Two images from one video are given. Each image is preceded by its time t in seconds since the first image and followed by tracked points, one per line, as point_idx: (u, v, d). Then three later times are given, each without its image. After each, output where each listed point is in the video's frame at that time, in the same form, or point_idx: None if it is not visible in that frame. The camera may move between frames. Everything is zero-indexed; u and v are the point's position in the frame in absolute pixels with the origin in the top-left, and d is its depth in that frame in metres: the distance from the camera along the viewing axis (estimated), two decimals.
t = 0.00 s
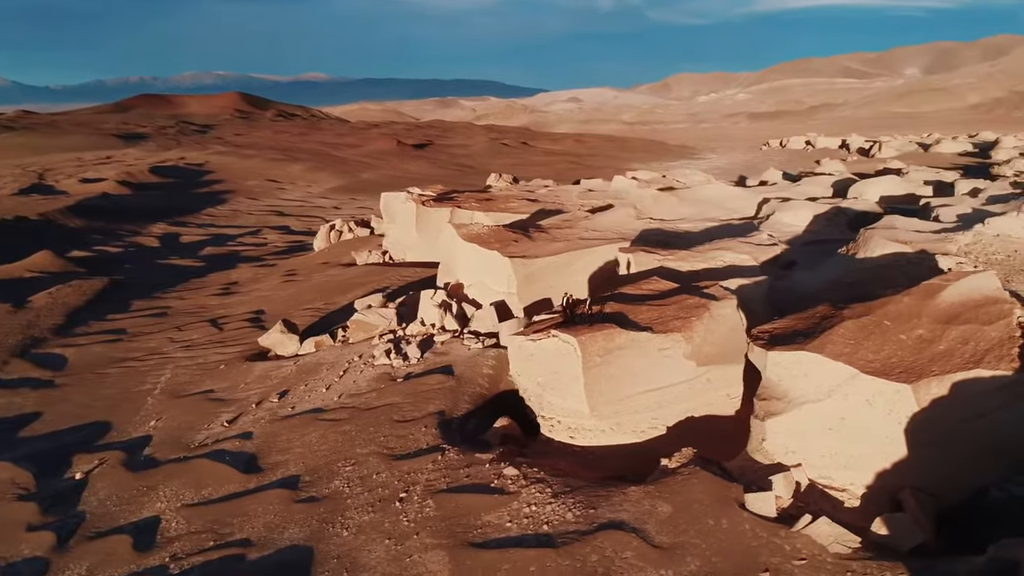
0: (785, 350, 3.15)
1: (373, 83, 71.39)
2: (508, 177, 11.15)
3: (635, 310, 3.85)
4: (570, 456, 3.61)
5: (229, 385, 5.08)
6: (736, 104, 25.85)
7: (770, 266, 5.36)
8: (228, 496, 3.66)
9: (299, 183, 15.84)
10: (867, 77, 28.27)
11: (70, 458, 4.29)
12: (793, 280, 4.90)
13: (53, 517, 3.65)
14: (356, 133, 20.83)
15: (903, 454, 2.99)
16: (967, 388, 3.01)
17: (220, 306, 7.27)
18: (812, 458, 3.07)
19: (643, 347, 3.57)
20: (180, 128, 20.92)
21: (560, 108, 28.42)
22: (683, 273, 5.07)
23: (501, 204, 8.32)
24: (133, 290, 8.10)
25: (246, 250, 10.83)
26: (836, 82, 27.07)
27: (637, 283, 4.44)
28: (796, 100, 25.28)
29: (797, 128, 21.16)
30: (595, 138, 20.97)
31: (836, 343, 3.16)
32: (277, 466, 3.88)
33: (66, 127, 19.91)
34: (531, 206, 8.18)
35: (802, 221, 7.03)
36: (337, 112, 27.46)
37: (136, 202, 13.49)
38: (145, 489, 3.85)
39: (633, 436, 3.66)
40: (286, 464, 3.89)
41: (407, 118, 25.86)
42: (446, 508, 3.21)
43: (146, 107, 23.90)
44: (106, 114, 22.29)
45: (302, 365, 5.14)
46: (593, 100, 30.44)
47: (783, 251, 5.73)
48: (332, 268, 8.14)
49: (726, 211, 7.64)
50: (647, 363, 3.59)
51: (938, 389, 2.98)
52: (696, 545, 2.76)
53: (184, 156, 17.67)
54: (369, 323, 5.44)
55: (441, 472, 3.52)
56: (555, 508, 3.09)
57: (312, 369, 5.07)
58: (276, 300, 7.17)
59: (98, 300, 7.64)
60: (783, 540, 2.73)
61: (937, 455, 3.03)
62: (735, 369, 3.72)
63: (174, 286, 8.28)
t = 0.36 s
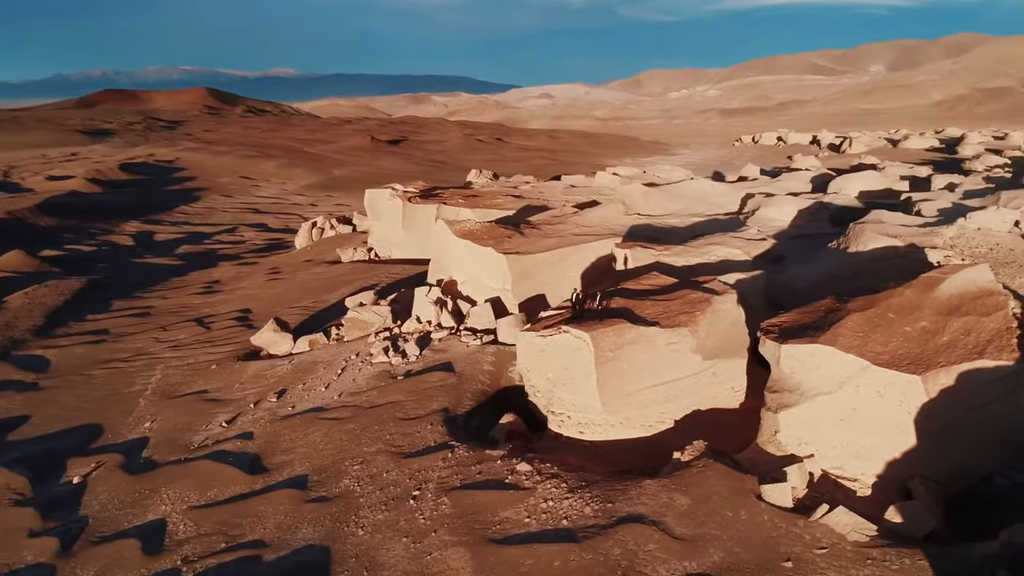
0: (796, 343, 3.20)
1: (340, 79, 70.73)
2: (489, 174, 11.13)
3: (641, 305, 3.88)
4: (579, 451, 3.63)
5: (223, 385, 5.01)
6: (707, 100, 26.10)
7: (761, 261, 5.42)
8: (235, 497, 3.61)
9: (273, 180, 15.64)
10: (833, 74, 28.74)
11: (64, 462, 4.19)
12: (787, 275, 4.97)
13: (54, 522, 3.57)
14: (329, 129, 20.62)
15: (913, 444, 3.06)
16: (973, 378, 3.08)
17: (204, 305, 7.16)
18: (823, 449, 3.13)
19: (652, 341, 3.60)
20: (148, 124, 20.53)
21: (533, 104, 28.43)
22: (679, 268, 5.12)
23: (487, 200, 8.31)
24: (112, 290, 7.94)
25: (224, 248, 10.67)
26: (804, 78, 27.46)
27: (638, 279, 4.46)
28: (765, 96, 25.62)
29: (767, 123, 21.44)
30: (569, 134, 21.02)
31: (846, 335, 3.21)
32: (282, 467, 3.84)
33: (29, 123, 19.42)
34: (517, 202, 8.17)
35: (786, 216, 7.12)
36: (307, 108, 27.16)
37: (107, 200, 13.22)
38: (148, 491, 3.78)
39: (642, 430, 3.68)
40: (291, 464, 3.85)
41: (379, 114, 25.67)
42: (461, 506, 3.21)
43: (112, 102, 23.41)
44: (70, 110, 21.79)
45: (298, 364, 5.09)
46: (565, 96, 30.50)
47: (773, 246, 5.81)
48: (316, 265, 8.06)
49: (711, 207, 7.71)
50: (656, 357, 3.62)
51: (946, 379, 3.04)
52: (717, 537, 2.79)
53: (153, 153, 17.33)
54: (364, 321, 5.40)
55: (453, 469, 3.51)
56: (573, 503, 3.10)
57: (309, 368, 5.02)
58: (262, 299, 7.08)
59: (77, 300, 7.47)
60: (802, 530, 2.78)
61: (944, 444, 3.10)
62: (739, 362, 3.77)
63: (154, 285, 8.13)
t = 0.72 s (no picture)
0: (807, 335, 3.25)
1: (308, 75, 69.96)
2: (470, 170, 11.10)
3: (646, 300, 3.91)
4: (589, 445, 3.64)
5: (218, 386, 4.93)
6: (679, 97, 26.31)
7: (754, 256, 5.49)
8: (243, 498, 3.57)
9: (247, 177, 15.44)
10: (802, 71, 29.15)
11: (60, 467, 4.10)
12: (783, 269, 5.02)
13: (57, 527, 3.50)
14: (302, 126, 20.40)
15: (921, 433, 3.13)
16: (978, 367, 3.15)
17: (189, 304, 7.05)
18: (835, 440, 3.18)
19: (661, 335, 3.63)
20: (116, 120, 20.13)
21: (506, 100, 28.41)
22: (673, 263, 5.16)
23: (472, 196, 8.29)
24: (91, 290, 7.77)
25: (202, 247, 10.52)
26: (774, 75, 27.80)
27: (637, 274, 4.49)
28: (736, 92, 25.91)
29: (739, 120, 21.69)
30: (544, 130, 21.04)
31: (855, 327, 3.27)
32: (288, 467, 3.80)
33: None
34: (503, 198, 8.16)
35: (772, 211, 7.21)
36: (278, 104, 26.84)
37: (78, 198, 12.94)
38: (153, 493, 3.71)
39: (650, 424, 3.70)
40: (298, 464, 3.81)
41: (350, 110, 25.45)
42: (478, 502, 3.20)
43: (76, 98, 22.90)
44: (34, 106, 21.27)
45: (294, 363, 5.04)
46: (537, 92, 30.53)
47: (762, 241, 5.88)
48: (301, 263, 7.98)
49: (697, 202, 7.78)
50: (664, 351, 3.65)
51: (952, 369, 3.12)
52: (738, 527, 2.83)
53: (122, 150, 16.99)
54: (359, 318, 5.36)
55: (465, 466, 3.51)
56: (591, 497, 3.11)
57: (305, 367, 4.97)
58: (248, 298, 6.99)
59: (55, 301, 7.30)
60: (821, 519, 2.83)
61: (949, 434, 3.18)
62: (742, 356, 3.82)
63: (134, 285, 7.98)
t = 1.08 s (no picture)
0: (817, 328, 3.30)
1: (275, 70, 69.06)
2: (452, 166, 11.06)
3: (654, 295, 3.94)
4: (600, 440, 3.66)
5: (216, 386, 4.87)
6: (653, 93, 26.47)
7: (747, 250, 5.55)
8: (253, 499, 3.53)
9: (223, 174, 15.22)
10: (772, 67, 29.49)
11: (58, 470, 4.01)
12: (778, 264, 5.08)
13: (62, 532, 3.43)
14: (275, 122, 20.16)
15: (930, 423, 3.20)
16: (983, 358, 3.22)
17: (175, 304, 6.93)
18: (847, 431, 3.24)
19: (671, 330, 3.66)
20: (83, 116, 19.71)
21: (480, 96, 28.36)
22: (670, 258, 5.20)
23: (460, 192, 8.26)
24: (72, 290, 7.60)
25: (181, 245, 10.35)
26: (746, 72, 28.08)
27: (639, 270, 4.52)
28: (710, 89, 26.14)
29: (713, 116, 21.88)
30: (520, 126, 21.04)
31: (864, 320, 3.32)
32: (297, 466, 3.77)
33: None
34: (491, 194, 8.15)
35: (758, 206, 7.29)
36: (249, 100, 26.48)
37: (48, 196, 12.65)
38: (159, 496, 3.65)
39: (660, 418, 3.74)
40: (306, 464, 3.78)
41: (324, 106, 25.20)
42: (496, 499, 3.20)
43: (41, 94, 22.37)
44: None
45: (292, 362, 4.99)
46: (511, 88, 30.53)
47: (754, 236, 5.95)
48: (287, 261, 7.90)
49: (683, 197, 7.85)
50: (673, 345, 3.69)
51: (959, 360, 3.18)
52: (758, 518, 2.87)
53: (92, 147, 16.65)
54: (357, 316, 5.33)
55: (478, 462, 3.51)
56: (610, 491, 3.13)
57: (304, 365, 4.92)
58: (237, 296, 6.90)
59: (36, 301, 7.13)
60: (839, 508, 2.88)
61: (955, 422, 3.24)
62: (747, 349, 3.87)
63: (115, 285, 7.83)
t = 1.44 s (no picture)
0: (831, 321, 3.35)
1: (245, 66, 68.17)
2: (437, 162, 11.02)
3: (662, 291, 3.96)
4: (613, 434, 3.68)
5: (216, 386, 4.81)
6: (630, 89, 26.60)
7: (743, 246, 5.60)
8: (266, 499, 3.49)
9: (200, 172, 15.01)
10: (746, 64, 29.77)
11: (61, 474, 3.94)
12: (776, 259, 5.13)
13: (72, 536, 3.37)
14: (252, 118, 19.93)
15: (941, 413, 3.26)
16: (990, 349, 3.27)
17: (164, 303, 6.83)
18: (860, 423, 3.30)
19: (683, 324, 3.69)
20: (53, 112, 19.32)
21: (457, 92, 28.28)
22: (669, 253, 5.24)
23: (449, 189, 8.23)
24: (55, 290, 7.45)
25: (162, 243, 10.20)
26: (721, 68, 28.32)
27: (643, 265, 4.54)
28: (686, 85, 26.33)
29: (690, 112, 22.04)
30: (499, 122, 21.02)
31: (875, 313, 3.37)
32: (308, 466, 3.73)
33: None
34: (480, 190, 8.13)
35: (748, 201, 7.36)
36: (223, 96, 26.14)
37: (22, 195, 12.38)
38: (168, 498, 3.60)
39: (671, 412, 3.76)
40: (317, 463, 3.74)
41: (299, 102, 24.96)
42: (517, 495, 3.20)
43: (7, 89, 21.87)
44: None
45: (292, 361, 4.94)
46: (487, 84, 30.48)
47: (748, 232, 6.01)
48: (276, 258, 7.81)
49: (673, 193, 7.89)
50: (685, 340, 3.72)
51: (967, 352, 3.24)
52: (780, 510, 2.90)
53: (63, 144, 16.32)
54: (356, 314, 5.30)
55: (494, 459, 3.50)
56: (629, 486, 3.15)
57: (305, 364, 4.88)
58: (227, 296, 6.81)
59: (19, 301, 6.98)
60: (857, 499, 2.93)
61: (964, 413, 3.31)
62: (755, 343, 3.91)
63: (99, 284, 7.69)
